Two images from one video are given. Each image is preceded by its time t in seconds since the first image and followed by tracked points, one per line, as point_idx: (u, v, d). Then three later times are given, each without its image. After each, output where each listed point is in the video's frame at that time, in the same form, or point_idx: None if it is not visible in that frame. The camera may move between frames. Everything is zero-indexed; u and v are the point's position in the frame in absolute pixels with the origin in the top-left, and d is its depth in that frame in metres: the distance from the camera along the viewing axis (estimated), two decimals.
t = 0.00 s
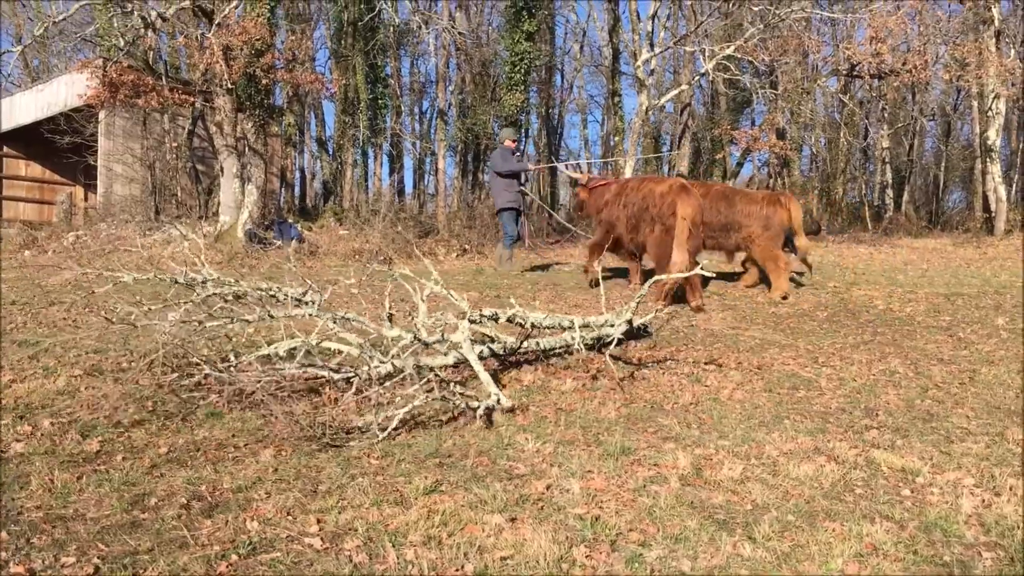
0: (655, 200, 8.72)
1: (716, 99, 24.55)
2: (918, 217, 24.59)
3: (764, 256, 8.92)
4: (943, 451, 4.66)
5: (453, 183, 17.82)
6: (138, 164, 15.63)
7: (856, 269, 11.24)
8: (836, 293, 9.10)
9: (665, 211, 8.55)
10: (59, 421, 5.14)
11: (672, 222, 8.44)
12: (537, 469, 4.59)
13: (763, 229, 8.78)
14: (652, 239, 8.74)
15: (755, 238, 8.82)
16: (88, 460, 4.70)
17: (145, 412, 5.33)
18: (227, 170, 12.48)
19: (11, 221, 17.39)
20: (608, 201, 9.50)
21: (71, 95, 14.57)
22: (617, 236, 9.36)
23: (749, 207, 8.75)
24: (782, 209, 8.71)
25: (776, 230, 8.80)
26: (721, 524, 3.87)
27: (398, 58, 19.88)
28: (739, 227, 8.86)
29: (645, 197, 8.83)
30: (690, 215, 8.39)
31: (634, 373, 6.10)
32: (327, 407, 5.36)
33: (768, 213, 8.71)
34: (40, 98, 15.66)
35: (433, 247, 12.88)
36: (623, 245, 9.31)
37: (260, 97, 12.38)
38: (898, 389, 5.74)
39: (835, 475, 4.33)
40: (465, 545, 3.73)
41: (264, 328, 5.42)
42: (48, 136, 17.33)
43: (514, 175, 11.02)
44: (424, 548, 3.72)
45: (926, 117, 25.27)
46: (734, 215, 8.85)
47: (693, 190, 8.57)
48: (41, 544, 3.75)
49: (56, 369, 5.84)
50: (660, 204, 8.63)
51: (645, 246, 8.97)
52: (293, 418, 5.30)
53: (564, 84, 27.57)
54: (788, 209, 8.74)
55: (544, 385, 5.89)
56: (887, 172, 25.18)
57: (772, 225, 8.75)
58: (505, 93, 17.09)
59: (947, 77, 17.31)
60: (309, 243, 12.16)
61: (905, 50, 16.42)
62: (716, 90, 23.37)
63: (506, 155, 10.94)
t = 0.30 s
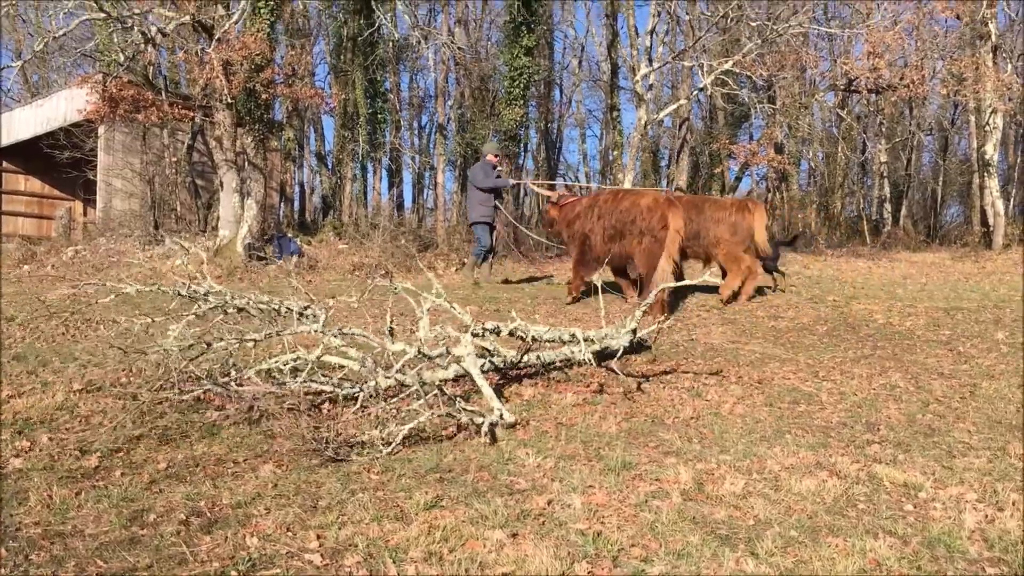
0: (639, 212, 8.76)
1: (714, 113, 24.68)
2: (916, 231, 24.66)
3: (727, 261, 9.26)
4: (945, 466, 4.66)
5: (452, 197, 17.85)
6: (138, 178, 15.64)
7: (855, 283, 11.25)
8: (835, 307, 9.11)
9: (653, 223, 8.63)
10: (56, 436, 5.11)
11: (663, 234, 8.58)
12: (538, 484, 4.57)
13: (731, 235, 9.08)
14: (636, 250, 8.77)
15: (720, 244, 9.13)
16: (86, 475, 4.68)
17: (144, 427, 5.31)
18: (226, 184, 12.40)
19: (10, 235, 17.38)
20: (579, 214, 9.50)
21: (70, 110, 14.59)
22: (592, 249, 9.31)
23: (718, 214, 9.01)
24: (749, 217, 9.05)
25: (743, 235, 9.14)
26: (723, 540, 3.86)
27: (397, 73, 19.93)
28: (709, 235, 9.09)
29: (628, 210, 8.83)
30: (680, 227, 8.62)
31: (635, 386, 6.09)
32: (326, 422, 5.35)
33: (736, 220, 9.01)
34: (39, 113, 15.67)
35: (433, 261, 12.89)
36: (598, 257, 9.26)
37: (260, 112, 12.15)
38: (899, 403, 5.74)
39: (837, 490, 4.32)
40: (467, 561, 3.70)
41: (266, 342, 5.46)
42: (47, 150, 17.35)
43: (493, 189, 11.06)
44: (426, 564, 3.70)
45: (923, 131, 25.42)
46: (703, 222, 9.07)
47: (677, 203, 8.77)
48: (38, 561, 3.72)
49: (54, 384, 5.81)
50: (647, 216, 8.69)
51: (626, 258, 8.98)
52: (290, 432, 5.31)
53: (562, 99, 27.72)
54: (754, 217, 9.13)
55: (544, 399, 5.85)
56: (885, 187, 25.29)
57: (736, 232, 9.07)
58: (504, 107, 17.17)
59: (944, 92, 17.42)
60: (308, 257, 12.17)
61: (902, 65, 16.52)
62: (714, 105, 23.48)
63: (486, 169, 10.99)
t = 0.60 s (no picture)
0: (618, 224, 9.06)
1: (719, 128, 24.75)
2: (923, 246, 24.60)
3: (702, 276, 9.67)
4: (955, 482, 4.64)
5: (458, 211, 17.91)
6: (146, 193, 15.73)
7: (862, 298, 11.23)
8: (842, 322, 9.10)
9: (629, 234, 8.90)
10: (64, 450, 5.12)
11: (637, 245, 8.82)
12: (545, 500, 4.56)
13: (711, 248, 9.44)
14: (612, 261, 9.08)
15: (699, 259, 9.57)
16: (93, 490, 4.68)
17: (152, 441, 5.32)
18: (233, 199, 12.42)
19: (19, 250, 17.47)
20: (563, 227, 10.02)
21: (79, 125, 14.71)
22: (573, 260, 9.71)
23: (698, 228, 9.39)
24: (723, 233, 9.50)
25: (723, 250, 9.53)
26: (732, 557, 3.84)
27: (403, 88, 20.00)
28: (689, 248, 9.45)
29: (608, 223, 9.18)
30: (656, 238, 8.81)
31: (641, 401, 6.08)
32: (333, 436, 5.36)
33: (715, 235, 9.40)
34: (49, 128, 15.80)
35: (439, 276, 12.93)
36: (578, 268, 9.64)
37: (267, 127, 12.24)
38: (907, 419, 5.72)
39: (847, 507, 4.29)
40: None
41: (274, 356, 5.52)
42: (56, 165, 17.47)
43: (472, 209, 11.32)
44: None
45: (930, 146, 25.43)
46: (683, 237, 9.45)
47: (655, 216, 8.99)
48: None
49: (62, 399, 5.82)
50: (624, 228, 8.98)
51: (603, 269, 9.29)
52: (297, 446, 5.33)
53: (568, 114, 27.86)
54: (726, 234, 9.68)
55: (551, 414, 5.84)
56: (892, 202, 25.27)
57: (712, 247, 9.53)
58: (510, 123, 17.25)
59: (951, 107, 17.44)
60: (315, 272, 12.21)
61: (908, 80, 16.55)
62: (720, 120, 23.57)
63: (460, 191, 11.30)
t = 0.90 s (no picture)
0: (604, 230, 9.02)
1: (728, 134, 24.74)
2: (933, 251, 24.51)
3: (688, 277, 9.71)
4: (970, 488, 4.64)
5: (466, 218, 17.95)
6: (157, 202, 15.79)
7: (875, 303, 11.19)
8: (854, 328, 9.07)
9: (617, 240, 8.93)
10: (78, 458, 5.14)
11: (626, 250, 8.85)
12: (559, 507, 4.56)
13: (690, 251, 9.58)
14: (601, 267, 9.04)
15: (682, 261, 9.60)
16: (109, 498, 4.70)
17: (164, 448, 5.34)
18: (244, 207, 12.45)
19: (31, 259, 17.58)
20: (549, 234, 9.60)
21: (91, 134, 14.77)
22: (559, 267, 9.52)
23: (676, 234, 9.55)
24: (702, 233, 9.57)
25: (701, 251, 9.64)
26: (748, 564, 3.84)
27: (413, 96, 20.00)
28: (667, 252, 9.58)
29: (593, 228, 9.09)
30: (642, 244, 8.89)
31: (653, 407, 6.08)
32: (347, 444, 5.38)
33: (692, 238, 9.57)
34: (61, 137, 15.87)
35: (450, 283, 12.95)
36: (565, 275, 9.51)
37: (278, 135, 12.23)
38: (920, 424, 5.72)
39: (862, 513, 4.29)
40: None
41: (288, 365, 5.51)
42: (68, 174, 17.55)
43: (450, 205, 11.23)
44: None
45: (939, 151, 25.35)
46: (662, 242, 9.57)
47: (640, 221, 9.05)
48: None
49: (76, 407, 5.85)
50: (611, 233, 8.98)
51: (591, 275, 9.23)
52: (311, 454, 5.35)
53: (577, 121, 27.90)
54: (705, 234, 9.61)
55: (563, 421, 5.84)
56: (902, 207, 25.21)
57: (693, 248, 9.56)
58: (519, 130, 17.32)
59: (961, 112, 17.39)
60: (325, 279, 12.25)
61: (918, 85, 16.51)
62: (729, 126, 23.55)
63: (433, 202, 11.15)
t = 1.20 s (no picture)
0: (602, 232, 8.96)
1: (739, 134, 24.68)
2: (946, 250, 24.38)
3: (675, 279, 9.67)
4: (990, 489, 4.64)
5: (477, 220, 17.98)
6: (171, 207, 15.78)
7: (890, 304, 11.15)
8: (868, 329, 9.05)
9: (616, 242, 8.86)
10: (98, 463, 5.17)
11: (627, 252, 8.75)
12: (577, 510, 4.58)
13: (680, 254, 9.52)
14: (598, 268, 8.96)
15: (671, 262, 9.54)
16: (129, 502, 4.73)
17: (183, 452, 5.37)
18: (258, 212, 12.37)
19: (44, 265, 17.66)
20: (530, 236, 9.84)
21: (104, 140, 14.82)
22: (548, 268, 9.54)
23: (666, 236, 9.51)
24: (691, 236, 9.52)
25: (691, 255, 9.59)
26: (768, 566, 3.85)
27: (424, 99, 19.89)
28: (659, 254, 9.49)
29: (590, 230, 9.04)
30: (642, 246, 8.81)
31: (669, 410, 6.08)
32: (365, 447, 5.40)
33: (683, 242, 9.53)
34: (74, 143, 15.90)
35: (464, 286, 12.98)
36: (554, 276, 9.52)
37: (291, 140, 12.22)
38: (939, 425, 5.72)
39: (882, 515, 4.30)
40: None
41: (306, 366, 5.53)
42: (82, 180, 17.61)
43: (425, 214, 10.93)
44: None
45: (951, 150, 25.22)
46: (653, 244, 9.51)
47: (636, 223, 9.04)
48: None
49: (94, 412, 5.88)
50: (610, 235, 8.91)
51: (586, 276, 9.20)
52: (327, 456, 5.37)
53: (587, 123, 27.91)
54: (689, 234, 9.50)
55: (580, 424, 5.84)
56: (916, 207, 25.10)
57: (682, 250, 9.51)
58: (530, 132, 17.38)
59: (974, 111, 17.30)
60: (339, 282, 12.28)
61: (931, 85, 16.44)
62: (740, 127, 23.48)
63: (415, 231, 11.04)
